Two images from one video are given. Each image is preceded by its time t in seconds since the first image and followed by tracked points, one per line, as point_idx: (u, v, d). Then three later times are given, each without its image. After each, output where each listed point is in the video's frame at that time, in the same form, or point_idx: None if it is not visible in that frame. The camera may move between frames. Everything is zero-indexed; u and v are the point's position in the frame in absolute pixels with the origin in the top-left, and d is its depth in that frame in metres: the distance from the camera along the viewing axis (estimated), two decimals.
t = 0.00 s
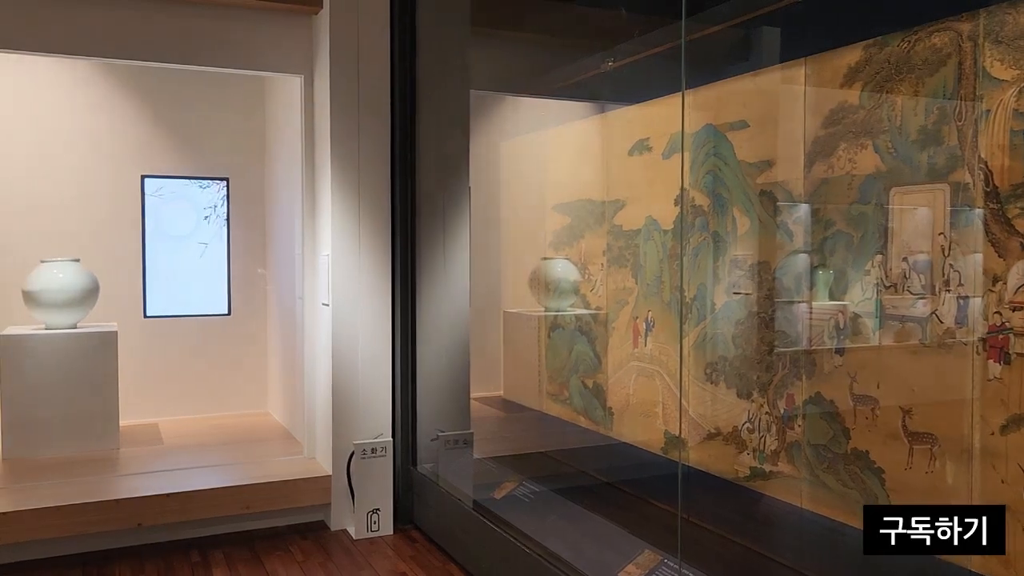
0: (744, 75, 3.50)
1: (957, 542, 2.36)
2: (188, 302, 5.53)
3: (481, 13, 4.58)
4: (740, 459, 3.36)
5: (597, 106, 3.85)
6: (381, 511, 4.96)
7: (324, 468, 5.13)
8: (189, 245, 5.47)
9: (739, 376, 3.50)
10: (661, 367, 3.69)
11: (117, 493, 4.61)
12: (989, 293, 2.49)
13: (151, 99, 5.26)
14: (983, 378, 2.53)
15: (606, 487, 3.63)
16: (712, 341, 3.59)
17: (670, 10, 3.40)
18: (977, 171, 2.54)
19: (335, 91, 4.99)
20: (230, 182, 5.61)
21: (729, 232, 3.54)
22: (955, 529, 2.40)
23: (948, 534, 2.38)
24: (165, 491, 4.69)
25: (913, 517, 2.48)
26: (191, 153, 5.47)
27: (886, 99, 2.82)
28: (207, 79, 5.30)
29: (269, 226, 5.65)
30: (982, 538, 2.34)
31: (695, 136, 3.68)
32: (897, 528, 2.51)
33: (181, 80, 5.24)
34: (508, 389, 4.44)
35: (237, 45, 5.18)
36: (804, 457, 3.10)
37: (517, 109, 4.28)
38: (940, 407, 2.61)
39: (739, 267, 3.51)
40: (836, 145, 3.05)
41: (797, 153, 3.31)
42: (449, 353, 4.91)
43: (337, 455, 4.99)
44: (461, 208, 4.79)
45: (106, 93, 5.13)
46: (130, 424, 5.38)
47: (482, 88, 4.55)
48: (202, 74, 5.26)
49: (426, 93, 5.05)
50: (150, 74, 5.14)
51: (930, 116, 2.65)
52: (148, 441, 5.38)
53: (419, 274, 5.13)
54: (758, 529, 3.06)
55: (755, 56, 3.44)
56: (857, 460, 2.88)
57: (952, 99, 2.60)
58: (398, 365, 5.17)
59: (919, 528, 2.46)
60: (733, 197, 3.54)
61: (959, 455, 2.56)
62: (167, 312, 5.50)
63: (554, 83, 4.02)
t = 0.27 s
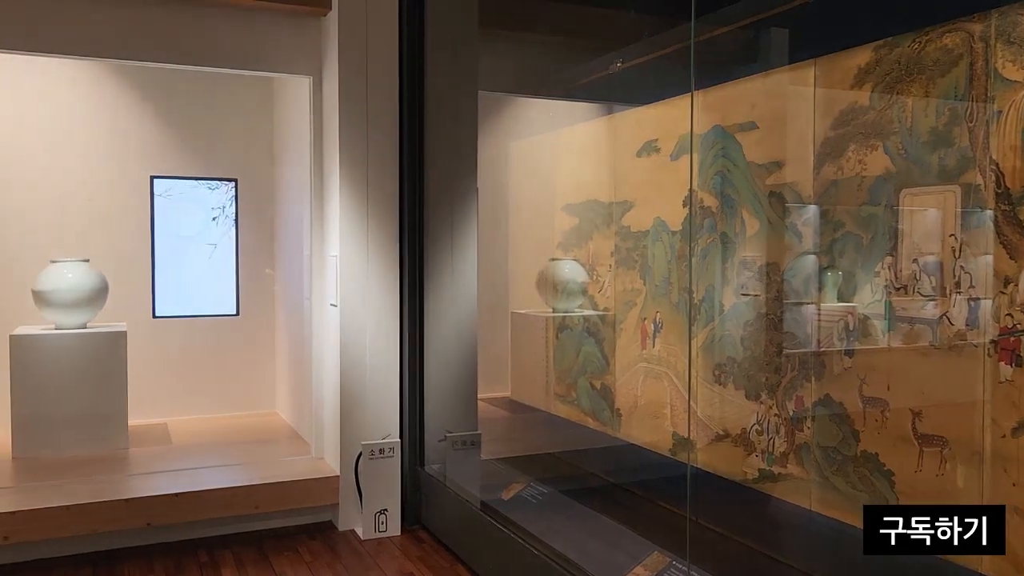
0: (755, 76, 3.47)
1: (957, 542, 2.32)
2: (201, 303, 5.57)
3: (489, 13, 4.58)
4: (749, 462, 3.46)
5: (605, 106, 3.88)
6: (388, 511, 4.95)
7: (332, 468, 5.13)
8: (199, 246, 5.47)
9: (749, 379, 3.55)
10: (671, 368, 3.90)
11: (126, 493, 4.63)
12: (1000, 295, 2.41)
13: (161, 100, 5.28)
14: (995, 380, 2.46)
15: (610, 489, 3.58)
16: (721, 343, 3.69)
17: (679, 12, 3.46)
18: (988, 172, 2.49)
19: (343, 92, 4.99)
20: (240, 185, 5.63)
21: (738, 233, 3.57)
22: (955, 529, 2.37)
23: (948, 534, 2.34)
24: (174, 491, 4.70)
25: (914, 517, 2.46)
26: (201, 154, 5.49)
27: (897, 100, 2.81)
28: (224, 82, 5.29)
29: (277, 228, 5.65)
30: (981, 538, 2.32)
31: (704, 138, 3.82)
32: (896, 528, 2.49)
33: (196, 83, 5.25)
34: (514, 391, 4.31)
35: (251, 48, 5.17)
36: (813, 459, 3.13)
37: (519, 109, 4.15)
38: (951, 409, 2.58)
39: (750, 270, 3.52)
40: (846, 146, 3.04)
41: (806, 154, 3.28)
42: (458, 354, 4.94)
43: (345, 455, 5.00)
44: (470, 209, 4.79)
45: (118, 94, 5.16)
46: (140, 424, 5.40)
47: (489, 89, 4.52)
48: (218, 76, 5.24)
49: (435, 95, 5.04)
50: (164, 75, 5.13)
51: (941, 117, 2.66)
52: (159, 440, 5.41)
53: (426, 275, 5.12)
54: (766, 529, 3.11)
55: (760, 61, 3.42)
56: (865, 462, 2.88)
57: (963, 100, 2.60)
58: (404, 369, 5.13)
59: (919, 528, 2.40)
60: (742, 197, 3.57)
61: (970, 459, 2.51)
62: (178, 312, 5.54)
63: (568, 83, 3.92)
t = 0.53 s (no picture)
0: (763, 76, 3.45)
1: (956, 542, 2.50)
2: (208, 304, 5.56)
3: (496, 14, 4.58)
4: (755, 463, 3.37)
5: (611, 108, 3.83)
6: (394, 512, 4.95)
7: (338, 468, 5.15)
8: (206, 247, 5.48)
9: (755, 380, 3.44)
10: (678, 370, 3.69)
11: (132, 493, 4.64)
12: (1008, 297, 2.42)
13: (167, 101, 5.30)
14: (1003, 382, 2.43)
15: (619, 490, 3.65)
16: (729, 345, 3.55)
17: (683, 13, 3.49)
18: (996, 173, 2.48)
19: (351, 94, 5.02)
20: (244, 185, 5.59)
21: (745, 234, 3.50)
22: (956, 529, 2.52)
23: (947, 534, 2.52)
24: (180, 491, 4.72)
25: (914, 517, 2.63)
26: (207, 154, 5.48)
27: (904, 101, 2.79)
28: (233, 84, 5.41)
29: (284, 229, 5.68)
30: (981, 538, 2.45)
31: (712, 137, 3.67)
32: (897, 528, 2.66)
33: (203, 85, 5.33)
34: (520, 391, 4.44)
35: (255, 49, 5.29)
36: (820, 460, 3.05)
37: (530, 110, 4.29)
38: (959, 411, 2.56)
39: (756, 271, 3.46)
40: (853, 148, 3.03)
41: (812, 155, 3.24)
42: (462, 355, 4.92)
43: (350, 456, 5.00)
44: (475, 210, 4.79)
45: (124, 95, 5.19)
46: (146, 424, 5.42)
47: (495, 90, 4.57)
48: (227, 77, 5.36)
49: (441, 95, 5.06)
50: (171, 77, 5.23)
51: (949, 118, 2.63)
52: (166, 441, 5.43)
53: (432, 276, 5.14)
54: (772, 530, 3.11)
55: (768, 61, 3.41)
56: (873, 464, 2.82)
57: (971, 101, 2.57)
58: (411, 367, 5.16)
59: (919, 528, 2.60)
60: (748, 199, 3.52)
61: (978, 461, 2.49)
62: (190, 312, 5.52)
63: (572, 85, 3.99)
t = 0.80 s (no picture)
0: (767, 76, 3.44)
1: (957, 542, 2.45)
2: (211, 304, 5.56)
3: (499, 15, 4.59)
4: (758, 464, 3.39)
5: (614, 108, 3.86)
6: (397, 513, 4.95)
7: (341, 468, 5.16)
8: (209, 248, 5.46)
9: (759, 381, 3.49)
10: (680, 369, 3.84)
11: (135, 493, 4.64)
12: (1013, 298, 2.40)
13: (170, 102, 5.30)
14: (1007, 384, 2.43)
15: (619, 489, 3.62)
16: (732, 346, 3.59)
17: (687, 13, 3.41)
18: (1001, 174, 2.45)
19: (354, 95, 5.02)
20: (250, 185, 5.61)
21: (748, 236, 3.49)
22: (955, 529, 2.48)
23: (947, 534, 2.48)
24: (183, 491, 4.72)
25: (914, 517, 2.59)
26: (210, 155, 5.49)
27: (909, 102, 2.80)
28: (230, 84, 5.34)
29: (285, 228, 5.67)
30: (981, 538, 2.42)
31: (715, 138, 3.73)
32: (896, 528, 2.62)
33: (205, 86, 5.30)
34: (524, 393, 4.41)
35: (255, 49, 5.19)
36: (823, 462, 3.07)
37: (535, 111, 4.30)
38: (964, 413, 2.56)
39: (760, 272, 3.44)
40: (858, 149, 3.02)
41: (817, 157, 3.26)
42: (465, 355, 4.92)
43: (353, 456, 5.01)
44: (480, 211, 4.79)
45: (129, 96, 5.20)
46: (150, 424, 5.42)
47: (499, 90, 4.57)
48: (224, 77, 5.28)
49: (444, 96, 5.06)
50: (173, 78, 5.19)
51: (953, 120, 2.63)
52: (170, 441, 5.43)
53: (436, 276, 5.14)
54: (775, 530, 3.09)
55: (772, 61, 3.40)
56: (877, 465, 2.81)
57: (976, 102, 2.58)
58: (415, 367, 5.17)
59: (919, 528, 2.56)
60: (752, 200, 3.52)
61: (982, 462, 2.49)
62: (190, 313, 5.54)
63: (577, 86, 3.98)
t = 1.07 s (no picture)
0: (769, 78, 3.40)
1: (956, 542, 2.50)
2: (212, 305, 5.56)
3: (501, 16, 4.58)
4: (761, 466, 3.32)
5: (616, 108, 3.84)
6: (399, 513, 4.96)
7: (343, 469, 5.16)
8: (210, 247, 5.46)
9: (761, 382, 3.42)
10: (683, 371, 3.70)
11: (137, 493, 4.65)
12: (1015, 299, 2.39)
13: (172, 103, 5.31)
14: (1010, 385, 2.40)
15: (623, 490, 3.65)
16: (735, 347, 3.52)
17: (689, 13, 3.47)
18: (1004, 175, 2.43)
19: (356, 96, 5.03)
20: (252, 186, 5.60)
21: (751, 236, 3.45)
22: (955, 529, 2.52)
23: (947, 534, 2.52)
24: (185, 491, 4.73)
25: (914, 517, 2.62)
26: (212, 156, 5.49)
27: (912, 103, 2.78)
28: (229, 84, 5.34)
29: (286, 228, 5.66)
30: (981, 538, 2.45)
31: (716, 139, 3.65)
32: (896, 528, 2.65)
33: (205, 86, 5.30)
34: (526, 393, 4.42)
35: (255, 49, 5.19)
36: (825, 462, 3.02)
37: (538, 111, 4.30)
38: (965, 414, 2.53)
39: (762, 272, 3.40)
40: (860, 149, 3.01)
41: (819, 158, 3.21)
42: (467, 356, 4.92)
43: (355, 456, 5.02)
44: (482, 211, 4.80)
45: (131, 96, 5.21)
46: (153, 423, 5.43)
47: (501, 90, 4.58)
48: (222, 77, 5.29)
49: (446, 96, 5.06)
50: (174, 78, 5.20)
51: (956, 120, 2.62)
52: (172, 440, 5.44)
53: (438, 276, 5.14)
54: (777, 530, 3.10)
55: (774, 62, 3.36)
56: (879, 466, 2.80)
57: (978, 103, 2.56)
58: (417, 367, 5.17)
59: (919, 527, 2.60)
60: (754, 200, 3.46)
61: (984, 463, 2.47)
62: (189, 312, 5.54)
63: (579, 87, 4.00)
